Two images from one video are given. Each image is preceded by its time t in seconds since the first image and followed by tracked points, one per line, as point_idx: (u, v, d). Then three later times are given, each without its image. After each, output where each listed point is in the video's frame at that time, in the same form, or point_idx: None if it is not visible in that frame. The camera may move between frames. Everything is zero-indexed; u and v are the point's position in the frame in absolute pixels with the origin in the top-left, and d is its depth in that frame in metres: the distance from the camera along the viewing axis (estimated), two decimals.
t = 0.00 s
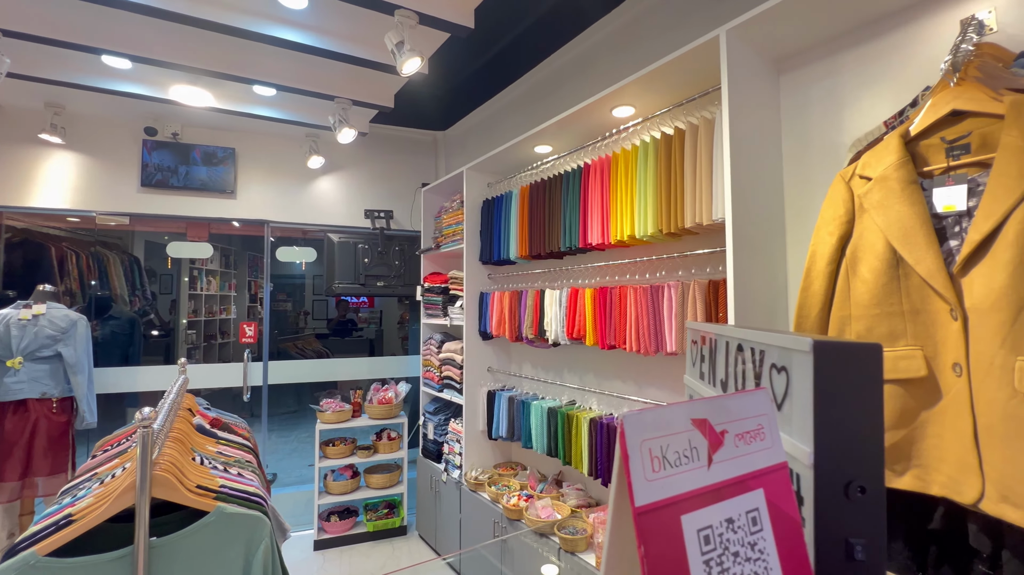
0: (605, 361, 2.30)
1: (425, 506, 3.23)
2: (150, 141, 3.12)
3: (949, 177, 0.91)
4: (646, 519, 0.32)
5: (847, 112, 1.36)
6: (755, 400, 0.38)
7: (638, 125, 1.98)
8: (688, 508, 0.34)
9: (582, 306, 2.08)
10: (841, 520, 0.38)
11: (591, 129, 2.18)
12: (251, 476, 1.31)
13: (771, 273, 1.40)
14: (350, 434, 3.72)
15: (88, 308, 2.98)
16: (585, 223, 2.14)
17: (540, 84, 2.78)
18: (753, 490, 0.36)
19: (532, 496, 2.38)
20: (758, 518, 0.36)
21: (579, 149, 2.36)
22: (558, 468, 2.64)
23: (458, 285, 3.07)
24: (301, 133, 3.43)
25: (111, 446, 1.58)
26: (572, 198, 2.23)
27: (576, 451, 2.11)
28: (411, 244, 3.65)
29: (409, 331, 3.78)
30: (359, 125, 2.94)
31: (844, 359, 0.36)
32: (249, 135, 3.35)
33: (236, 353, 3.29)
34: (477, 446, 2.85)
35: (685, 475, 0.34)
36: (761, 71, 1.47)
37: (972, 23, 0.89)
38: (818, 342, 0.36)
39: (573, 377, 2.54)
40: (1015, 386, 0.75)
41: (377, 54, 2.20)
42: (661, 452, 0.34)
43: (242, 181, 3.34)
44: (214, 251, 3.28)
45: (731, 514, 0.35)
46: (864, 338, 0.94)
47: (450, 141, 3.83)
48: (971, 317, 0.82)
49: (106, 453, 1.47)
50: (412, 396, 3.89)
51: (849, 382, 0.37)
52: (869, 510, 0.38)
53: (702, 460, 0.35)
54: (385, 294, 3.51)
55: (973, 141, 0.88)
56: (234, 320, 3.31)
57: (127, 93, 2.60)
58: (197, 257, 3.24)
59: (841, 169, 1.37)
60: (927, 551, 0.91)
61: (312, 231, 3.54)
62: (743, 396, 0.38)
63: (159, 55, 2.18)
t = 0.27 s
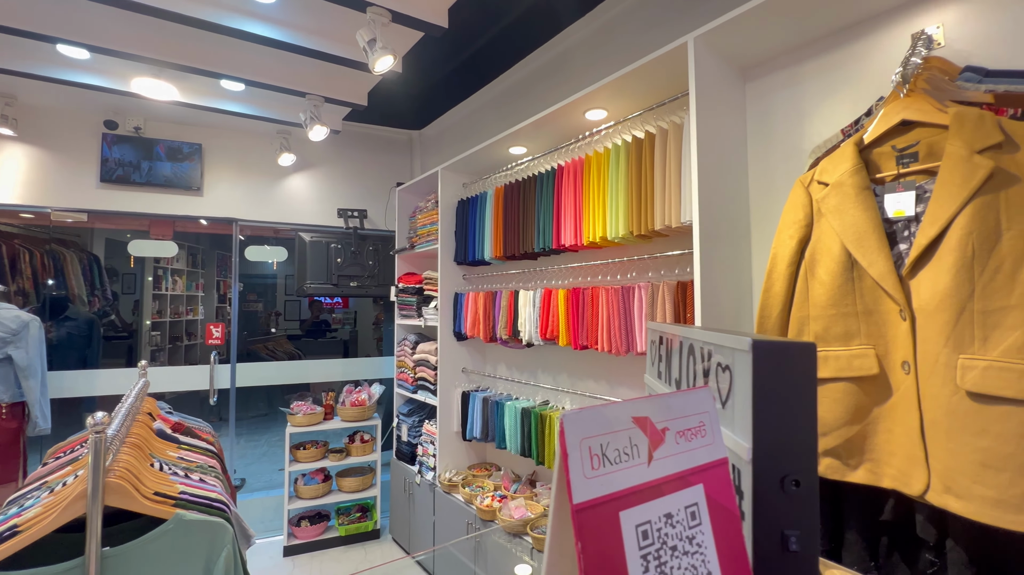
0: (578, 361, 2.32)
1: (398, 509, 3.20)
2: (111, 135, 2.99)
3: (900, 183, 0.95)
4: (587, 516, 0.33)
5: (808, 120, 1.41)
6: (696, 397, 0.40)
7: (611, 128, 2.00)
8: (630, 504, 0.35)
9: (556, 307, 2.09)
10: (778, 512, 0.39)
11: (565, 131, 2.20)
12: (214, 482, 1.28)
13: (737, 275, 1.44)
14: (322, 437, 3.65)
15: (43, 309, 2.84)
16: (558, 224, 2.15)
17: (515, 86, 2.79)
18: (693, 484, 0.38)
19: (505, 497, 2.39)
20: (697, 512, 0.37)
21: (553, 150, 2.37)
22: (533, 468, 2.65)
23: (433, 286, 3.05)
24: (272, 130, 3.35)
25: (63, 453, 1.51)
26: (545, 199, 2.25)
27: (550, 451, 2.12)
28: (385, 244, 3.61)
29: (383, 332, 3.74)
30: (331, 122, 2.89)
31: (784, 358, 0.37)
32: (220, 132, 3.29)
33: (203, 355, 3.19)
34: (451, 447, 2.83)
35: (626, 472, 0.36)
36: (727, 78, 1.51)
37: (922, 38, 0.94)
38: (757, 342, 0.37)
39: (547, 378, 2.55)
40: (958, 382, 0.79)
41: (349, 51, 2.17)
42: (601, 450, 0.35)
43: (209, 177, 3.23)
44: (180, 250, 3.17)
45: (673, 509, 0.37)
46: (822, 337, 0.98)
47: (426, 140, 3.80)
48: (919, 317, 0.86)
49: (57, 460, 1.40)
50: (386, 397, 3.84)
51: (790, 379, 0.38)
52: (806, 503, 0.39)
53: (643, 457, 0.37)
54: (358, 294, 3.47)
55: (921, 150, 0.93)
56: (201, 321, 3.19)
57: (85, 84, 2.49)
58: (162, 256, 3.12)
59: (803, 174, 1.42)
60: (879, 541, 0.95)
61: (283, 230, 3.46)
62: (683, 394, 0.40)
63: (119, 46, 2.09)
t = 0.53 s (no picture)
0: (551, 362, 2.34)
1: (370, 513, 3.15)
2: (67, 127, 2.85)
3: (853, 191, 0.99)
4: (531, 516, 0.34)
5: (771, 127, 1.46)
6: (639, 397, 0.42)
7: (583, 131, 2.02)
8: (574, 503, 0.36)
9: (528, 308, 2.10)
10: (720, 509, 0.41)
11: (539, 133, 2.21)
12: (172, 488, 1.24)
13: (704, 277, 1.47)
14: (291, 441, 3.56)
15: None
16: (532, 225, 2.16)
17: (490, 87, 2.79)
18: (636, 481, 0.39)
19: (478, 499, 2.38)
20: (640, 509, 0.39)
21: (527, 152, 2.38)
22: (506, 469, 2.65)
23: (406, 286, 3.02)
24: (241, 126, 3.26)
25: (8, 461, 1.43)
26: (519, 201, 2.26)
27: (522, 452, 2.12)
28: (358, 244, 3.55)
29: (355, 333, 3.68)
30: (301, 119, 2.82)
31: (732, 360, 0.38)
32: (185, 126, 3.17)
33: (166, 358, 3.07)
34: (424, 449, 2.81)
35: (570, 471, 0.37)
36: (695, 86, 1.55)
37: (875, 52, 0.99)
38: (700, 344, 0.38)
39: (520, 379, 2.56)
40: (905, 381, 0.83)
41: (320, 47, 2.13)
42: (545, 451, 0.36)
43: (173, 173, 3.12)
44: (142, 248, 3.05)
45: (616, 506, 0.38)
46: (781, 338, 1.01)
47: (400, 140, 3.77)
48: (870, 319, 0.90)
49: (0, 469, 1.32)
50: (358, 399, 3.78)
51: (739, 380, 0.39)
52: (744, 499, 0.41)
53: (587, 456, 0.38)
54: (329, 295, 3.39)
55: (873, 159, 0.97)
56: (164, 323, 3.09)
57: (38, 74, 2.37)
58: (122, 254, 2.99)
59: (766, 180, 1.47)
60: (834, 533, 0.99)
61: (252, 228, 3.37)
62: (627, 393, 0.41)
63: (75, 35, 2.00)
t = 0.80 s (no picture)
0: (521, 363, 2.34)
1: (337, 517, 3.09)
2: (13, 117, 2.69)
3: (806, 197, 1.04)
4: (467, 513, 0.36)
5: (732, 135, 1.51)
6: (581, 397, 0.45)
7: (553, 134, 2.04)
8: (512, 500, 0.39)
9: (498, 309, 2.11)
10: (655, 501, 0.45)
11: (510, 135, 2.22)
12: (123, 495, 1.20)
13: (668, 279, 1.51)
14: (255, 445, 3.46)
15: None
16: (502, 227, 2.17)
17: (462, 87, 2.78)
18: (574, 479, 0.43)
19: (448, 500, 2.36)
20: (577, 506, 0.42)
21: (498, 153, 2.39)
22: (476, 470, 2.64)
23: (376, 287, 2.98)
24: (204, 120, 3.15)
25: None
26: (490, 201, 2.26)
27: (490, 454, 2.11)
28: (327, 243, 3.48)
29: (323, 334, 3.61)
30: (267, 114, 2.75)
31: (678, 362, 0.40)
32: (143, 118, 3.03)
33: (121, 360, 2.93)
34: (393, 451, 2.77)
35: (508, 469, 0.39)
36: (661, 92, 1.58)
37: (827, 65, 1.04)
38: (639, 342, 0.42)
39: (491, 380, 2.55)
40: (850, 379, 0.87)
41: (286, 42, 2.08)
42: (483, 450, 0.38)
43: (130, 167, 2.98)
44: (95, 245, 2.90)
45: (553, 504, 0.41)
46: (738, 339, 1.05)
47: (371, 138, 3.72)
48: (820, 320, 0.95)
49: None
50: (326, 401, 3.70)
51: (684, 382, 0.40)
52: (677, 494, 0.45)
53: (527, 455, 0.40)
54: (296, 295, 3.31)
55: (824, 167, 1.02)
56: (120, 323, 2.94)
57: None
58: (74, 252, 2.84)
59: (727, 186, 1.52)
60: (787, 527, 1.04)
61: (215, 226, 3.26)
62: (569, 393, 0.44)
63: (21, 20, 1.89)
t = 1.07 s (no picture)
0: (490, 363, 2.34)
1: (301, 522, 3.01)
2: None
3: (761, 202, 1.08)
4: (405, 513, 0.37)
5: (695, 140, 1.55)
6: (527, 395, 0.48)
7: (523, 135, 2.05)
8: (453, 498, 0.40)
9: (467, 309, 2.10)
10: (598, 498, 0.46)
11: (479, 134, 2.21)
12: (61, 509, 1.22)
13: (634, 280, 1.54)
14: (216, 450, 3.34)
15: None
16: (471, 226, 2.16)
17: (431, 86, 2.75)
18: (517, 478, 0.44)
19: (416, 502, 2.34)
20: (519, 504, 0.44)
21: (468, 153, 2.38)
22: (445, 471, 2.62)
23: (343, 286, 2.92)
24: (161, 111, 3.02)
25: None
26: (459, 201, 2.25)
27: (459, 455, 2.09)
28: (292, 241, 3.39)
29: (288, 334, 3.52)
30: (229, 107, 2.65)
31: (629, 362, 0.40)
32: (94, 108, 2.88)
33: (68, 363, 2.76)
34: (360, 454, 2.72)
35: (448, 468, 0.40)
36: (627, 96, 1.61)
37: (783, 74, 1.08)
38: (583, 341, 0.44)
39: (460, 380, 2.54)
40: (801, 376, 0.91)
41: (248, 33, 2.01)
42: (421, 450, 0.39)
43: (80, 159, 2.82)
44: (41, 241, 2.73)
45: (494, 503, 0.42)
46: (698, 338, 1.08)
47: (339, 134, 3.65)
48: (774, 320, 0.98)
49: None
50: (290, 403, 3.61)
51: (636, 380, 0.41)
52: (618, 491, 0.47)
53: (467, 453, 0.42)
54: (259, 294, 3.20)
55: (779, 173, 1.06)
56: (67, 324, 2.78)
57: None
58: (17, 248, 2.67)
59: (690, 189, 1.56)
60: (743, 520, 1.08)
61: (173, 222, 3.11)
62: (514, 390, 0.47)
63: None
